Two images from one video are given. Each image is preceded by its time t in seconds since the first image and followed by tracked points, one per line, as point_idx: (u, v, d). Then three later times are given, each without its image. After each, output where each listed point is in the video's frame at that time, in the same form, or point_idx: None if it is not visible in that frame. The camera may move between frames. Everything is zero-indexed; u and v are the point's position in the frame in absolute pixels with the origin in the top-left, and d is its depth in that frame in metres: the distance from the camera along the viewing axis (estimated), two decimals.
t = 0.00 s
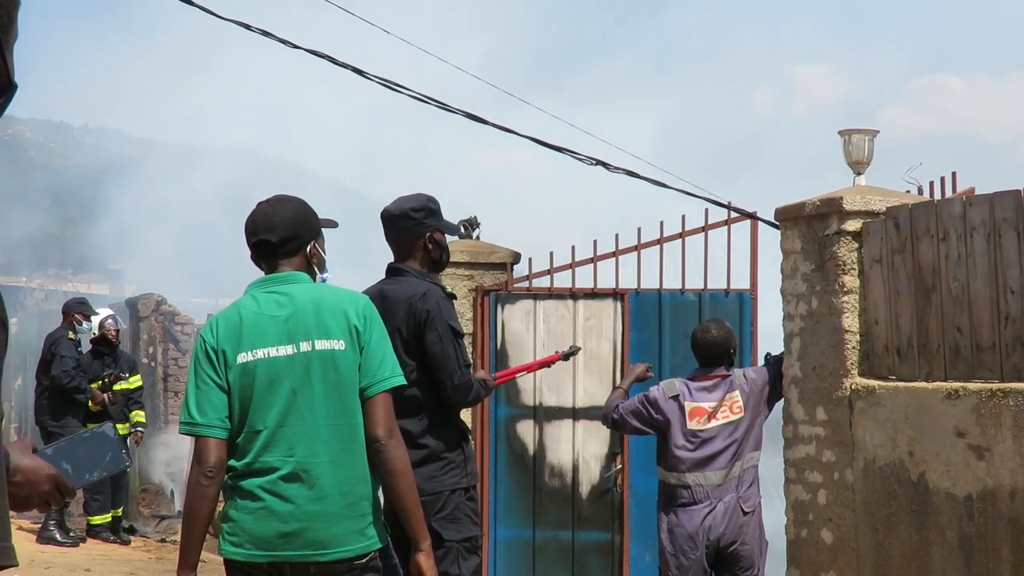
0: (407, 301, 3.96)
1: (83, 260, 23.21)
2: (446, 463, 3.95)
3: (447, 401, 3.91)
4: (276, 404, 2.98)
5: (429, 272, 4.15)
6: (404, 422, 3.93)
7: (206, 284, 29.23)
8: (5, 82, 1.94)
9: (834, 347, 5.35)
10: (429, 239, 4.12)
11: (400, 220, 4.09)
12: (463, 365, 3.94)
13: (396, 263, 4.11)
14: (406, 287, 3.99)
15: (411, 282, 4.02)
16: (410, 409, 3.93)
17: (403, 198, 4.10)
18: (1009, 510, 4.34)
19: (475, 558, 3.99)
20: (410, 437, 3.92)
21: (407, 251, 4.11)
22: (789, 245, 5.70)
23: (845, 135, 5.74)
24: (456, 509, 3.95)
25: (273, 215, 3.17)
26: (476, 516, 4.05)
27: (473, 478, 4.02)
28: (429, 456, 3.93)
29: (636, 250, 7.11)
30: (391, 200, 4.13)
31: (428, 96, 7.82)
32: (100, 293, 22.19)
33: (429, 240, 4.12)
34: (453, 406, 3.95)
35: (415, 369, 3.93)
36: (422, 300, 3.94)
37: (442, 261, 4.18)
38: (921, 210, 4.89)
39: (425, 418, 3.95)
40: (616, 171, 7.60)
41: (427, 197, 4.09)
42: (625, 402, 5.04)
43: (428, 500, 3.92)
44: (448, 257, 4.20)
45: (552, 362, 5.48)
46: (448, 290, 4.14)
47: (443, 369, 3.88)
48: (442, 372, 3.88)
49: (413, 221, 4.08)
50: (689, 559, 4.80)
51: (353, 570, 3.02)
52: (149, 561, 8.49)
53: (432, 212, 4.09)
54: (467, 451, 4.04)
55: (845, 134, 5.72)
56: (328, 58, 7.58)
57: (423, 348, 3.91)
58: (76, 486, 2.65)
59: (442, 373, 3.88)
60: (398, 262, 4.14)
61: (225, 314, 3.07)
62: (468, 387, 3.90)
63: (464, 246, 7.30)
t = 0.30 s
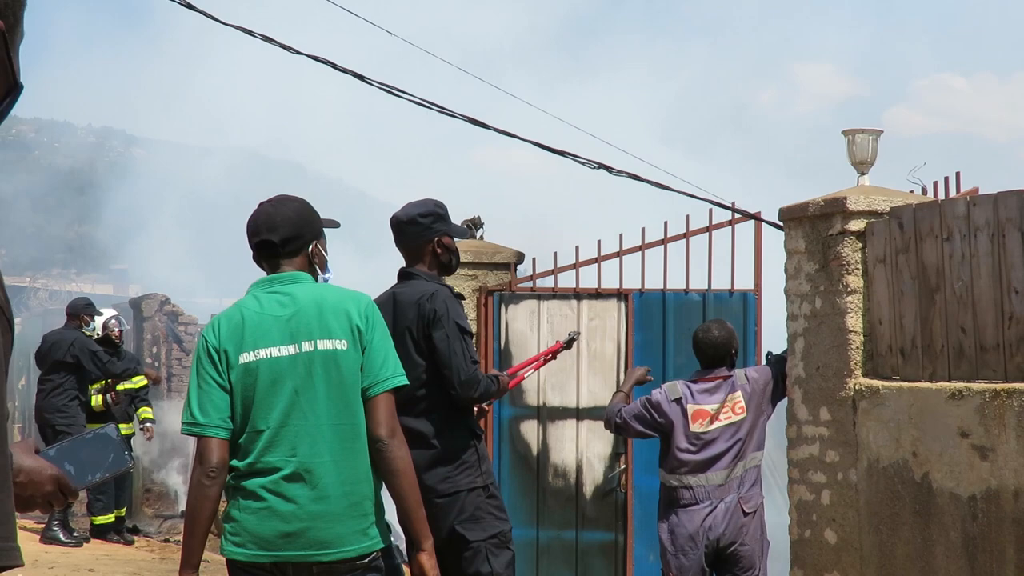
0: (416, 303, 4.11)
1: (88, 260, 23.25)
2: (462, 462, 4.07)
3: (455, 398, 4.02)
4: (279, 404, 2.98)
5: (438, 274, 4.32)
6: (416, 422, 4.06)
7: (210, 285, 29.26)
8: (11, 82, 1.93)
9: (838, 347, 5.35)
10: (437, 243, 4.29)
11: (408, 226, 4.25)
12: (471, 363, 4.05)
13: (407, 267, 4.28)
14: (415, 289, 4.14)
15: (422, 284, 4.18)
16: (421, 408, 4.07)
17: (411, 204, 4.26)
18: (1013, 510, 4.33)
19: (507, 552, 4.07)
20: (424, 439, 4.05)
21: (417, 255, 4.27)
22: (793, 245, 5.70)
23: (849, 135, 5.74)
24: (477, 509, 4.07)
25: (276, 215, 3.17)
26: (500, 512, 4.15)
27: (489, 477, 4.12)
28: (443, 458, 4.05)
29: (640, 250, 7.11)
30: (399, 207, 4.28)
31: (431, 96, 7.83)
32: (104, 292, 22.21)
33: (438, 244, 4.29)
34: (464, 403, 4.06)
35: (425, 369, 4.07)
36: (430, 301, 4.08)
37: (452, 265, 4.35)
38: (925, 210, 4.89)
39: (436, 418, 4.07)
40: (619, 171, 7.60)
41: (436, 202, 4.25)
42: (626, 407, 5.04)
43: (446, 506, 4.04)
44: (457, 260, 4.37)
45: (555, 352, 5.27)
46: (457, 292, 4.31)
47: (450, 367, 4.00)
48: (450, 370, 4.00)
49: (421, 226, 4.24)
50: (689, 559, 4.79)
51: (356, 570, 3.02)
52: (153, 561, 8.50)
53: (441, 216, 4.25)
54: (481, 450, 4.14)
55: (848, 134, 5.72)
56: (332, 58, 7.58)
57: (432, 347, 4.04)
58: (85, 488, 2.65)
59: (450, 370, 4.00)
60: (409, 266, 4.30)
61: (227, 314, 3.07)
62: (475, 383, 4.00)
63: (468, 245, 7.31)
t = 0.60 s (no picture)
0: (428, 299, 4.14)
1: (91, 261, 23.28)
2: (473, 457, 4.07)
3: (462, 391, 4.03)
4: (280, 403, 2.99)
5: (452, 274, 4.34)
6: (424, 417, 4.09)
7: (213, 285, 29.30)
8: (14, 81, 1.93)
9: (840, 348, 5.35)
10: (451, 244, 4.31)
11: (422, 227, 4.27)
12: (478, 356, 4.06)
13: (420, 268, 4.31)
14: (426, 287, 4.18)
15: (435, 282, 4.22)
16: (429, 403, 4.09)
17: (424, 205, 4.27)
18: (1016, 511, 4.33)
19: (524, 544, 4.09)
20: (434, 436, 4.08)
21: (431, 255, 4.29)
22: (795, 246, 5.70)
23: (851, 136, 5.74)
24: (492, 505, 4.08)
25: (276, 215, 3.18)
26: (515, 506, 4.16)
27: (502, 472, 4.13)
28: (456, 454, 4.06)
29: (643, 250, 7.12)
30: (413, 208, 4.31)
31: (434, 96, 7.83)
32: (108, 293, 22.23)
33: (451, 244, 4.30)
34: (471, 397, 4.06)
35: (434, 364, 4.10)
36: (440, 297, 4.12)
37: (466, 265, 4.38)
38: (928, 210, 4.89)
39: (445, 414, 4.09)
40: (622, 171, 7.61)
41: (448, 203, 4.26)
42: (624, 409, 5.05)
43: (461, 504, 4.05)
44: (471, 260, 4.40)
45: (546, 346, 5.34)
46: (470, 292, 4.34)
47: (456, 360, 4.02)
48: (456, 363, 4.02)
49: (435, 227, 4.26)
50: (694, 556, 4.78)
51: (358, 569, 3.03)
52: (156, 561, 8.52)
53: (454, 217, 4.27)
54: (491, 446, 4.15)
55: (851, 135, 5.72)
56: (334, 58, 7.58)
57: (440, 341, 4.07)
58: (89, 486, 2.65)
59: (456, 363, 4.02)
60: (423, 266, 4.32)
61: (228, 315, 3.08)
62: (480, 374, 4.00)
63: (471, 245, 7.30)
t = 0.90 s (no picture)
0: (444, 298, 4.15)
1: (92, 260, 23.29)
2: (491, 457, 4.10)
3: (479, 390, 4.04)
4: (279, 403, 2.99)
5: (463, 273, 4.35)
6: (440, 416, 4.10)
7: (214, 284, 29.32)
8: (13, 81, 1.93)
9: (841, 348, 5.35)
10: (463, 243, 4.32)
11: (433, 226, 4.27)
12: (495, 355, 4.07)
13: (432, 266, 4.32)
14: (442, 287, 4.19)
15: (450, 282, 4.22)
16: (445, 402, 4.10)
17: (436, 205, 4.27)
18: (1016, 512, 4.33)
19: (533, 545, 4.09)
20: (449, 434, 4.09)
21: (443, 254, 4.30)
22: (796, 246, 5.70)
23: (852, 136, 5.74)
24: (504, 504, 4.09)
25: (274, 214, 3.18)
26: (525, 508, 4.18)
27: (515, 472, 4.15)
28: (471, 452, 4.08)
29: (644, 250, 7.13)
30: (425, 207, 4.30)
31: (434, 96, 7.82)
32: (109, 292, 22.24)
33: (464, 243, 4.31)
34: (489, 396, 4.08)
35: (451, 363, 4.10)
36: (457, 296, 4.12)
37: (477, 263, 4.39)
38: (929, 211, 4.89)
39: (462, 413, 4.11)
40: (622, 171, 7.61)
41: (461, 203, 4.27)
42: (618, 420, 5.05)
43: (471, 501, 4.06)
44: (482, 259, 4.41)
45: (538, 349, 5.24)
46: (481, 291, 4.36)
47: (474, 359, 4.02)
48: (473, 363, 4.02)
49: (447, 226, 4.26)
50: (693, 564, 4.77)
51: (358, 568, 3.03)
52: (156, 559, 8.52)
53: (466, 216, 4.27)
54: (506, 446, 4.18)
55: (852, 135, 5.72)
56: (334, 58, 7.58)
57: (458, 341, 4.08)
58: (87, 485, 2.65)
59: (474, 362, 4.02)
60: (436, 264, 4.33)
61: (227, 314, 3.08)
62: (498, 373, 4.01)
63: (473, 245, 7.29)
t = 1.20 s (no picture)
0: (453, 297, 4.13)
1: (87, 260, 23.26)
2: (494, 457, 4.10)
3: (489, 389, 4.04)
4: (273, 403, 2.98)
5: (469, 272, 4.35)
6: (448, 415, 4.10)
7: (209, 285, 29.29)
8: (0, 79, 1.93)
9: (836, 347, 5.35)
10: (469, 241, 4.31)
11: (440, 225, 4.27)
12: (505, 355, 4.06)
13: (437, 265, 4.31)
14: (451, 285, 4.17)
15: (457, 280, 4.21)
16: (453, 401, 4.10)
17: (444, 202, 4.28)
18: (1011, 511, 4.33)
19: (534, 546, 4.09)
20: (456, 433, 4.09)
21: (449, 253, 4.30)
22: (791, 245, 5.70)
23: (847, 135, 5.74)
24: (507, 503, 4.08)
25: (268, 214, 3.17)
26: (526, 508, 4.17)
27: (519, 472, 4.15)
28: (476, 451, 4.08)
29: (639, 250, 7.13)
30: (432, 205, 4.30)
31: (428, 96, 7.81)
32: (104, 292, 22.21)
33: (470, 242, 4.31)
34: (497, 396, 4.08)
35: (460, 363, 4.09)
36: (467, 295, 4.11)
37: (482, 262, 4.39)
38: (923, 210, 4.89)
39: (470, 412, 4.11)
40: (617, 170, 7.60)
41: (467, 201, 4.28)
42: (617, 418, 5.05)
43: (476, 499, 4.05)
44: (487, 258, 4.41)
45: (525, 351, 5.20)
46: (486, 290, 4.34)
47: (485, 359, 4.02)
48: (484, 363, 4.02)
49: (454, 225, 4.27)
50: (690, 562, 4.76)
51: (352, 568, 3.03)
52: (152, 560, 8.51)
53: (473, 214, 4.28)
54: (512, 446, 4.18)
55: (847, 134, 5.72)
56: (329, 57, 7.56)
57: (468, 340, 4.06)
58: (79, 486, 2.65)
59: (485, 362, 4.02)
60: (442, 262, 4.32)
61: (221, 314, 3.07)
62: (508, 373, 4.01)
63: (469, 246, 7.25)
